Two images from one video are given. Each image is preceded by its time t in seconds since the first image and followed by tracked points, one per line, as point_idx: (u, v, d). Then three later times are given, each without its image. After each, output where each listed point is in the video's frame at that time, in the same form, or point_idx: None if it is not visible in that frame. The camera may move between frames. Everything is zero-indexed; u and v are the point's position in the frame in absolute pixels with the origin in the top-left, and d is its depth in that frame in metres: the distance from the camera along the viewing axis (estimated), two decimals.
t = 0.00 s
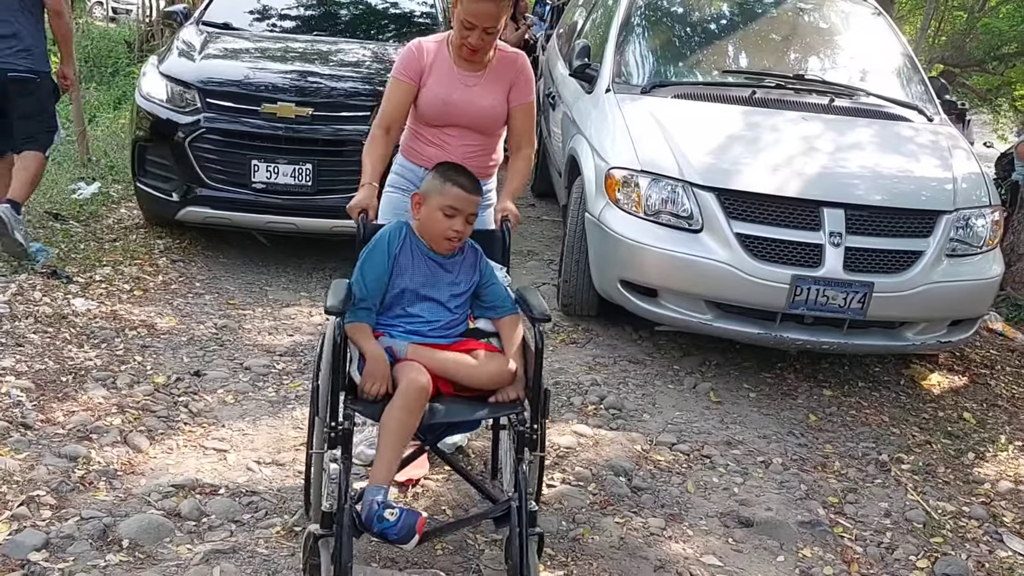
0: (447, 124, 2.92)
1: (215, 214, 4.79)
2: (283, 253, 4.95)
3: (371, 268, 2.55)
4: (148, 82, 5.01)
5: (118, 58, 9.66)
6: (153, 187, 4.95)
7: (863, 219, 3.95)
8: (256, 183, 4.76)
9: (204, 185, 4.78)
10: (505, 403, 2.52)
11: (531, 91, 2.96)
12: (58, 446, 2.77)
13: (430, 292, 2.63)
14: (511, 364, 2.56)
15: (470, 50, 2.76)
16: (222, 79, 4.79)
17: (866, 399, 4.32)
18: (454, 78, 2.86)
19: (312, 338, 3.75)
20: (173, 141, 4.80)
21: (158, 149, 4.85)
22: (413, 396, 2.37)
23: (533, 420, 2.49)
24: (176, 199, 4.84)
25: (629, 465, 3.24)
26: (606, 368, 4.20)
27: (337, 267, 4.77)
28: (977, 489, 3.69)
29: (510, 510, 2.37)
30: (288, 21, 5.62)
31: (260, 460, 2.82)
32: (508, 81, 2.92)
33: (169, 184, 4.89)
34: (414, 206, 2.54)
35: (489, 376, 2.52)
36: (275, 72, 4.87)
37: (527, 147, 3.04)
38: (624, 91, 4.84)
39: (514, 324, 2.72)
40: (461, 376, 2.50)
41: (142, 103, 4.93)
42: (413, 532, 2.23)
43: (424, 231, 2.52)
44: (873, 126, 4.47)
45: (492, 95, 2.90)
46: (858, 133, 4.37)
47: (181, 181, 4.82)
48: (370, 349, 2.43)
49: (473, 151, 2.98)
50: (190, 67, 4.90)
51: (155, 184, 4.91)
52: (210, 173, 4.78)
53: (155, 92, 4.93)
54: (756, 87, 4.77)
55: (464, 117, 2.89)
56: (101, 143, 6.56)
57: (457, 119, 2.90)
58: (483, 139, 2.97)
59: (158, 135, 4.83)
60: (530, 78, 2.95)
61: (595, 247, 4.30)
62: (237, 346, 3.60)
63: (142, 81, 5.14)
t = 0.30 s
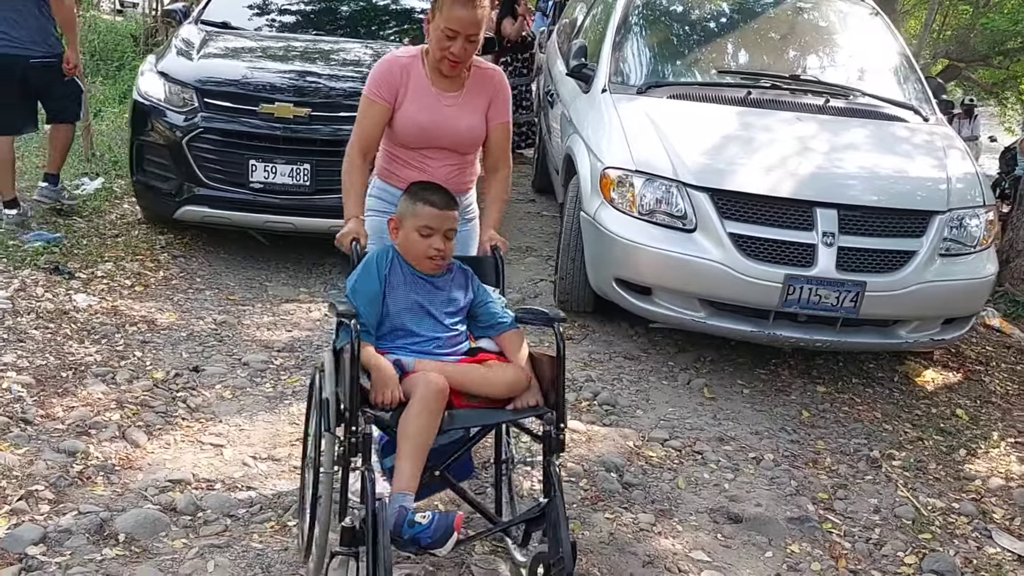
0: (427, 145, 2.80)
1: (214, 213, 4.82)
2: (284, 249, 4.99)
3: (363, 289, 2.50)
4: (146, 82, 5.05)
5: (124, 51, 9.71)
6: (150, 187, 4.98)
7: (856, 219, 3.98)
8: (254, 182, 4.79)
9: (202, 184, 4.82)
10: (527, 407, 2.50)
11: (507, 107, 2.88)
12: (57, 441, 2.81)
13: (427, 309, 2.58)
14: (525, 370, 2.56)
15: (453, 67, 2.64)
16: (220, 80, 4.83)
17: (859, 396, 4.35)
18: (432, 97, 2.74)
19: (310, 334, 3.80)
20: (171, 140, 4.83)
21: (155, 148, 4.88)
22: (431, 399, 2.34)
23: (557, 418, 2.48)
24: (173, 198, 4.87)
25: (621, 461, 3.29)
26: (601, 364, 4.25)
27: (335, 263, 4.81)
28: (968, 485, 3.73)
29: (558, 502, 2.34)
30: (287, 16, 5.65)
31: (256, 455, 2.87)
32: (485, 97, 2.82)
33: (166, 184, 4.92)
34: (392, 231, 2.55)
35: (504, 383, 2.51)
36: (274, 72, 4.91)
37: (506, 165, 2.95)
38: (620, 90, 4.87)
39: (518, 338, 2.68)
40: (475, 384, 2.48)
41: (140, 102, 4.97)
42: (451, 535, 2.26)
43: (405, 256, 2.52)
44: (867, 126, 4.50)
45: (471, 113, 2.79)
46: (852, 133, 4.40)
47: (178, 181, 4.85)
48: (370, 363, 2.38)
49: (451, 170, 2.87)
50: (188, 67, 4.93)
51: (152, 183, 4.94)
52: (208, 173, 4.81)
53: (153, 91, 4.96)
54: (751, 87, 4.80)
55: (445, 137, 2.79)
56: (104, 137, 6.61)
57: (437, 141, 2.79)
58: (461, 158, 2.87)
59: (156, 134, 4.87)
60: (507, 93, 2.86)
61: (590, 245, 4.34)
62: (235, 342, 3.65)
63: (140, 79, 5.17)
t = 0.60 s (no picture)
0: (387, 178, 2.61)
1: (212, 212, 4.88)
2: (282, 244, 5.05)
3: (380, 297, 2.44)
4: (144, 82, 5.09)
5: (130, 50, 9.78)
6: (150, 185, 5.03)
7: (848, 218, 4.03)
8: (252, 182, 4.84)
9: (201, 183, 4.87)
10: (566, 397, 2.52)
11: (468, 129, 2.69)
12: (57, 434, 2.87)
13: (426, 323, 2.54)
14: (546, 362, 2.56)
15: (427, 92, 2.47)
16: (217, 78, 4.87)
17: (853, 394, 4.39)
18: (392, 127, 2.54)
19: (309, 330, 3.85)
20: (169, 139, 4.87)
21: (154, 148, 4.92)
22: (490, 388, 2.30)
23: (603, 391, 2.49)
24: (172, 197, 4.92)
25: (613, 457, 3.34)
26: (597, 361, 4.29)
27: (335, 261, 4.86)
28: (958, 482, 3.77)
29: (650, 460, 2.20)
30: (288, 14, 5.70)
31: (253, 449, 2.92)
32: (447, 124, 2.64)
33: (165, 182, 4.97)
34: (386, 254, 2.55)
35: (536, 376, 2.51)
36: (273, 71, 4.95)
37: (462, 193, 2.78)
38: (615, 90, 4.91)
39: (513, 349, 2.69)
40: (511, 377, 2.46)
41: (138, 101, 5.01)
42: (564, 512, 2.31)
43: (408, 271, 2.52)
44: (861, 126, 4.54)
45: (434, 142, 2.60)
46: (846, 133, 4.44)
47: (177, 180, 4.90)
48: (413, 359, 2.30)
49: (413, 203, 2.67)
50: (186, 66, 4.97)
51: (152, 182, 4.99)
52: (206, 172, 4.86)
53: (152, 90, 5.00)
54: (746, 87, 4.85)
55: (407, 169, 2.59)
56: (108, 136, 6.67)
57: (399, 172, 2.59)
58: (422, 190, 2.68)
59: (155, 133, 4.91)
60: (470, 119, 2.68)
61: (586, 244, 4.38)
62: (235, 338, 3.70)
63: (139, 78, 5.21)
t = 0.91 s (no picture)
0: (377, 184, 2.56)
1: (211, 211, 4.92)
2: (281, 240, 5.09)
3: (413, 313, 2.36)
4: (143, 81, 5.13)
5: (132, 47, 9.83)
6: (149, 185, 5.08)
7: (841, 218, 4.07)
8: (250, 181, 4.89)
9: (199, 183, 4.92)
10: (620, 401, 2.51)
11: (448, 125, 2.66)
12: (56, 429, 2.92)
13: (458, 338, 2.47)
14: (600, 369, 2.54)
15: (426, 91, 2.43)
16: (214, 77, 4.91)
17: (846, 392, 4.43)
18: (383, 132, 2.48)
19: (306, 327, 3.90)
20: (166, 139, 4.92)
21: (152, 147, 4.97)
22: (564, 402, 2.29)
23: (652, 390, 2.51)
24: (171, 196, 4.96)
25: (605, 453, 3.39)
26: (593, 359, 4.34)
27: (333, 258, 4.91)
28: (947, 479, 3.81)
29: (733, 452, 2.11)
30: (287, 12, 5.74)
31: (249, 445, 2.97)
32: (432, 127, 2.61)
33: (163, 182, 5.01)
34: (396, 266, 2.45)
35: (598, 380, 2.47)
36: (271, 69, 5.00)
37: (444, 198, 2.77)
38: (611, 90, 4.95)
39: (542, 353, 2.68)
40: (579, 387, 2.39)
41: (136, 100, 5.06)
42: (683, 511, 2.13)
43: (418, 289, 2.43)
44: (855, 126, 4.58)
45: (422, 145, 2.57)
46: (840, 133, 4.48)
47: (175, 179, 4.95)
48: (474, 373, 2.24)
49: (396, 206, 2.64)
50: (184, 66, 5.02)
51: (151, 181, 5.04)
52: (204, 172, 4.91)
53: (149, 90, 5.05)
54: (741, 87, 4.89)
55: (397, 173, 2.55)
56: (110, 133, 6.72)
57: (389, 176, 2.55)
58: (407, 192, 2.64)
59: (152, 132, 4.95)
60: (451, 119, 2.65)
61: (581, 242, 4.42)
62: (233, 335, 3.75)
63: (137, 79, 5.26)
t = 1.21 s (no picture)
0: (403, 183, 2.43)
1: (204, 213, 4.85)
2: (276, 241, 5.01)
3: (479, 325, 2.32)
4: (137, 80, 5.07)
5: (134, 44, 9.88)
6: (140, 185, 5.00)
7: (833, 215, 4.12)
8: (244, 182, 4.81)
9: (192, 184, 4.84)
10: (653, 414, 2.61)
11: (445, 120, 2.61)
12: (55, 421, 2.97)
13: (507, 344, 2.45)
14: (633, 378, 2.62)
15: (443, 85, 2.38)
16: (208, 75, 4.86)
17: (838, 389, 4.48)
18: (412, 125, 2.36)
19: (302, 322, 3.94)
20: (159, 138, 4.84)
21: (145, 147, 4.89)
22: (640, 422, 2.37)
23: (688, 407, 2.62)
24: (163, 197, 4.89)
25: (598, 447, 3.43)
26: (587, 355, 4.39)
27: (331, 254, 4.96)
28: (937, 475, 3.84)
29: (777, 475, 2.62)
30: (286, 8, 5.78)
31: (245, 438, 3.01)
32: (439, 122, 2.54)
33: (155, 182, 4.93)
34: (453, 270, 2.41)
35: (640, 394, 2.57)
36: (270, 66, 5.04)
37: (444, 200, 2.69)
38: (607, 88, 4.99)
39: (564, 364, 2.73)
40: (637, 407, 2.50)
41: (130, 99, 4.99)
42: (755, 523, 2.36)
43: (472, 291, 2.40)
44: (848, 124, 4.61)
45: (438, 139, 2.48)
46: (833, 131, 4.52)
47: (168, 180, 4.87)
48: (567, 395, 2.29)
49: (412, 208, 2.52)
50: (177, 65, 4.97)
51: (142, 181, 4.97)
52: (198, 172, 4.83)
53: (142, 88, 5.00)
54: (736, 85, 4.93)
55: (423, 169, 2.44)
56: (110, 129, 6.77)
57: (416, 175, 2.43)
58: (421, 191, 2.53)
59: (145, 132, 4.87)
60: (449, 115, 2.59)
61: (576, 239, 4.47)
62: (230, 329, 3.79)
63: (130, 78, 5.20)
